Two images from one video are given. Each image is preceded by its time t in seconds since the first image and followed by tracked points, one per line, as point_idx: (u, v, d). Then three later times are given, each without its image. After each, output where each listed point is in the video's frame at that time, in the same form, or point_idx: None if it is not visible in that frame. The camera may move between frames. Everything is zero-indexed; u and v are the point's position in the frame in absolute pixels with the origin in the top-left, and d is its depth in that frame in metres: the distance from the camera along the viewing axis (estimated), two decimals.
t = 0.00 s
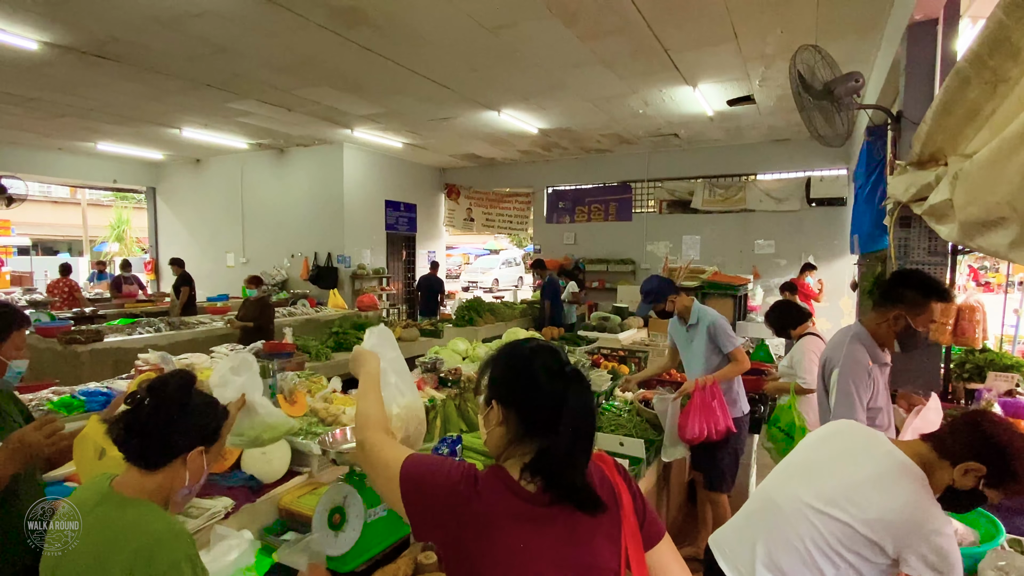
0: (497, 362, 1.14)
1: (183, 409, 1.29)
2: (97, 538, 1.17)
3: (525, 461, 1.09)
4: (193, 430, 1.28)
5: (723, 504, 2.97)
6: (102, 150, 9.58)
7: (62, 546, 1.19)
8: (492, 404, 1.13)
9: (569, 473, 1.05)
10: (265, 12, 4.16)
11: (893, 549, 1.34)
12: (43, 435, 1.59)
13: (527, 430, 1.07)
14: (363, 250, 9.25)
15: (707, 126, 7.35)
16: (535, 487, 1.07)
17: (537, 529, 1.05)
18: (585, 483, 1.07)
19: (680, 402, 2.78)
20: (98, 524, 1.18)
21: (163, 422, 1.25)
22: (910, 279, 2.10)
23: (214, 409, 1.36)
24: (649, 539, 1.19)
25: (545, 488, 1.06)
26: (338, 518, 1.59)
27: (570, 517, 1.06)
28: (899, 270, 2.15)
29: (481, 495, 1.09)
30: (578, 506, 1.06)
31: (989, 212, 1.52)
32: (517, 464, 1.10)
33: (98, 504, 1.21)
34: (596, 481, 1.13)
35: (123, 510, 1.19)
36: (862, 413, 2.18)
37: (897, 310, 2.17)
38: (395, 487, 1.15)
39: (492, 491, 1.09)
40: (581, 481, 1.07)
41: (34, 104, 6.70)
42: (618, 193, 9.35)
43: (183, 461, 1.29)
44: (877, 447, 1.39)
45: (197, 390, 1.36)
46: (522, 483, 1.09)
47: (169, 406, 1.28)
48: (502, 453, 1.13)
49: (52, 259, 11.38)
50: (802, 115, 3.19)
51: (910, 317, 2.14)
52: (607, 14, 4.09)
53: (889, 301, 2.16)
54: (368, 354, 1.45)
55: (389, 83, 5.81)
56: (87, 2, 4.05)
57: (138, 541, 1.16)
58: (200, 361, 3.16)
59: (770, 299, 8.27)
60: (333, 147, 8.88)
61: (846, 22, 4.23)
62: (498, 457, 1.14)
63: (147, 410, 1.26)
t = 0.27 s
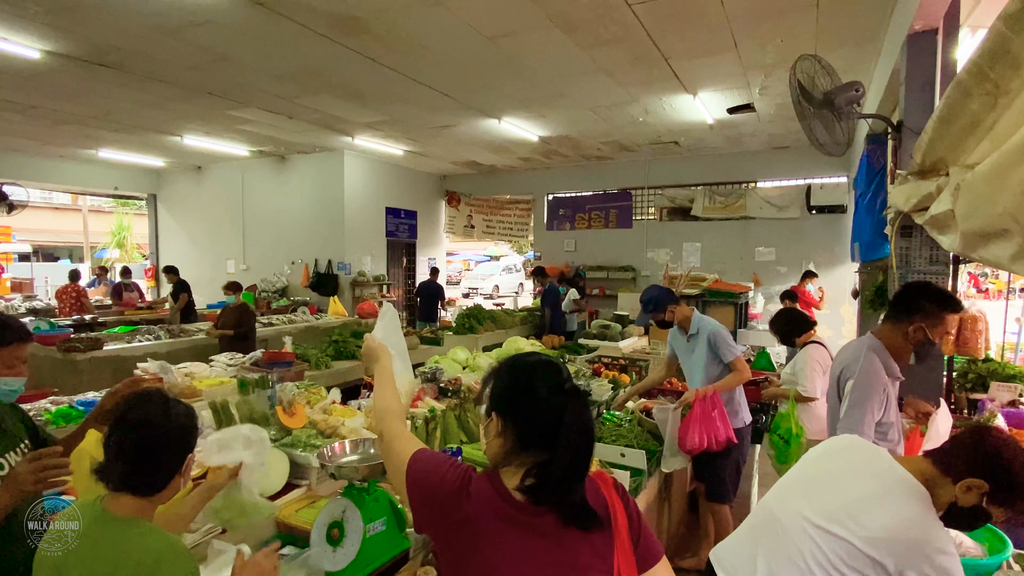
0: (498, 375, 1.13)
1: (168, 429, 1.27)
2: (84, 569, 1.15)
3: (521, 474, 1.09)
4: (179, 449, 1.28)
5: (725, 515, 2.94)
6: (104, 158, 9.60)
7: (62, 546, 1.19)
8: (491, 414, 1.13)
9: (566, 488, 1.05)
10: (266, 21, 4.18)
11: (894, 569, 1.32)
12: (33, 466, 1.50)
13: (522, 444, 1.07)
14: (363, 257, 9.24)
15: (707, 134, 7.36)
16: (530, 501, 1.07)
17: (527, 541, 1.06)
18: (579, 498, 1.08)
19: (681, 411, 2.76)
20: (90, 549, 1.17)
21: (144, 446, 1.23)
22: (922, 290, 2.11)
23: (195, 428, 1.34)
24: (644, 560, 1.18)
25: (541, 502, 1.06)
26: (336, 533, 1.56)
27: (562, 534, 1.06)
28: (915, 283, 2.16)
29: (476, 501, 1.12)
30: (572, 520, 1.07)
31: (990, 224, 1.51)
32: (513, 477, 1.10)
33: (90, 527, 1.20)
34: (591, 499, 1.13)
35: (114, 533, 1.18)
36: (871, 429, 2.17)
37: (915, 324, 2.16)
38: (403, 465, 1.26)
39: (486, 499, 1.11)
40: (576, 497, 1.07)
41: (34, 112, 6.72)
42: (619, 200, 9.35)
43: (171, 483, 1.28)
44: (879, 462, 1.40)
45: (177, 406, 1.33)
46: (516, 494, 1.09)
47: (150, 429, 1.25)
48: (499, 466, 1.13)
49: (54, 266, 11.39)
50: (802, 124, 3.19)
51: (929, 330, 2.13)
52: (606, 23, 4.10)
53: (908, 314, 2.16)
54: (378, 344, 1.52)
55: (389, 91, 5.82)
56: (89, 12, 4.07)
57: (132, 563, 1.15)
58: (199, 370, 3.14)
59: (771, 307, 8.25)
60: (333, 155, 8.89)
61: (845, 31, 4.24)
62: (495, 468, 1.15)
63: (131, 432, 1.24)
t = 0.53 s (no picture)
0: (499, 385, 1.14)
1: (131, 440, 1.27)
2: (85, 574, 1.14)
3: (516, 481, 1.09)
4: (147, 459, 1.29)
5: (725, 521, 2.93)
6: (104, 160, 9.61)
7: (63, 547, 1.17)
8: (490, 422, 1.13)
9: (560, 496, 1.04)
10: (266, 25, 4.18)
11: None
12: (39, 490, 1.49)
13: (518, 450, 1.07)
14: (363, 260, 9.24)
15: (707, 137, 7.36)
16: (524, 506, 1.06)
17: (519, 546, 1.05)
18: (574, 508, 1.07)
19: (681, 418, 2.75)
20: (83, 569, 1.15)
21: (111, 467, 1.22)
22: (952, 300, 2.11)
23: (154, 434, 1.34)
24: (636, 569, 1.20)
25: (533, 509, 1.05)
26: (333, 542, 1.55)
27: (552, 541, 1.05)
28: (942, 292, 2.17)
29: (467, 501, 1.12)
30: (564, 529, 1.06)
31: (991, 230, 1.50)
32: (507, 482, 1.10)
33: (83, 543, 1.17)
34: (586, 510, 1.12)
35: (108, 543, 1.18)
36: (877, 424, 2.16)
37: (941, 330, 2.16)
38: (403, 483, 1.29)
39: (480, 503, 1.10)
40: (572, 506, 1.06)
41: (35, 115, 6.72)
42: (619, 203, 9.35)
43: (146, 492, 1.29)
44: (878, 473, 1.40)
45: (126, 415, 1.32)
46: (510, 498, 1.09)
47: (114, 446, 1.25)
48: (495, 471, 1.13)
49: (54, 268, 11.40)
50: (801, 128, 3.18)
51: (955, 337, 2.14)
52: (606, 27, 4.09)
53: (935, 320, 2.16)
54: (372, 383, 1.57)
55: (389, 95, 5.82)
56: (89, 16, 4.07)
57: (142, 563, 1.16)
58: (197, 375, 3.13)
59: (771, 310, 8.24)
60: (333, 158, 8.89)
61: (845, 35, 4.23)
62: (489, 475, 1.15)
63: (97, 457, 1.23)
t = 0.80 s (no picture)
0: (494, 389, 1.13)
1: (112, 448, 1.28)
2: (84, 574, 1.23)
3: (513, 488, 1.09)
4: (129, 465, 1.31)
5: (724, 523, 2.92)
6: (105, 161, 9.61)
7: (62, 546, 1.24)
8: (485, 428, 1.13)
9: (558, 502, 1.05)
10: (266, 27, 4.18)
11: None
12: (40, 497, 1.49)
13: (514, 458, 1.06)
14: (363, 261, 9.24)
15: (708, 138, 7.36)
16: (522, 514, 1.06)
17: (517, 553, 1.05)
18: (571, 514, 1.07)
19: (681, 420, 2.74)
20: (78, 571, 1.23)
21: (97, 481, 1.25)
22: (981, 302, 2.12)
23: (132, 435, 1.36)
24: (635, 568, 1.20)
25: (532, 517, 1.05)
26: (332, 544, 1.55)
27: (551, 547, 1.06)
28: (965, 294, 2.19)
29: (464, 515, 1.11)
30: (563, 533, 1.07)
31: (990, 233, 1.50)
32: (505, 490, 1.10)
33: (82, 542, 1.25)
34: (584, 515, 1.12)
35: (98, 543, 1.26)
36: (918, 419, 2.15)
37: (968, 330, 2.17)
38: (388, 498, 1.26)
39: (479, 512, 1.10)
40: (570, 513, 1.07)
41: (36, 116, 6.73)
42: (619, 204, 9.34)
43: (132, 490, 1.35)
44: (880, 477, 1.42)
45: (104, 423, 1.31)
46: (509, 506, 1.09)
47: (98, 460, 1.26)
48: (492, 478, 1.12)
49: (55, 268, 11.41)
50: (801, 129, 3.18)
51: (983, 336, 2.15)
52: (606, 28, 4.10)
53: (960, 320, 2.18)
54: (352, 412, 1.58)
55: (389, 96, 5.82)
56: (90, 18, 4.08)
57: (133, 554, 1.28)
58: (197, 376, 3.13)
59: (772, 311, 8.24)
60: (334, 159, 8.90)
61: (845, 36, 4.23)
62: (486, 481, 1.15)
63: (83, 467, 1.24)
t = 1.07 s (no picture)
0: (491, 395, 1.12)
1: (106, 448, 1.32)
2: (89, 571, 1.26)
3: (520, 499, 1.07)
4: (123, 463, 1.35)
5: (726, 524, 2.91)
6: (107, 161, 9.63)
7: (62, 546, 1.25)
8: (485, 434, 1.12)
9: (567, 509, 1.04)
10: (268, 26, 4.18)
11: None
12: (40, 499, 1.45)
13: (520, 467, 1.05)
14: (365, 261, 9.24)
15: (710, 139, 7.36)
16: (531, 524, 1.04)
17: (525, 566, 1.01)
18: (579, 519, 1.07)
19: (681, 421, 2.74)
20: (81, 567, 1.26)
21: (95, 481, 1.27)
22: (998, 297, 2.17)
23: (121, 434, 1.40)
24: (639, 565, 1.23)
25: (542, 526, 1.03)
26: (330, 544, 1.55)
27: (565, 556, 1.04)
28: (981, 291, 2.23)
29: (468, 531, 1.05)
30: (573, 540, 1.06)
31: (991, 234, 1.50)
32: (511, 501, 1.08)
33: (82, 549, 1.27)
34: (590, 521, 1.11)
35: (99, 538, 1.29)
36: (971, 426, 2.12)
37: (991, 326, 2.21)
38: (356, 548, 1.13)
39: (486, 531, 1.04)
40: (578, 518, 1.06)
41: (39, 116, 6.74)
42: (621, 204, 9.33)
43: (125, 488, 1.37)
44: (880, 472, 1.42)
45: (97, 424, 1.34)
46: (515, 516, 1.06)
47: (97, 462, 1.28)
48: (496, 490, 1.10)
49: (58, 268, 11.44)
50: (803, 129, 3.18)
51: (1007, 331, 2.18)
52: (608, 29, 4.09)
53: (982, 317, 2.21)
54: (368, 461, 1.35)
55: (391, 96, 5.82)
56: (92, 18, 4.08)
57: (134, 549, 1.33)
58: (199, 376, 3.14)
59: (773, 312, 8.23)
60: (336, 159, 8.91)
61: (846, 37, 4.23)
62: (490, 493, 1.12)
63: (77, 471, 1.26)
